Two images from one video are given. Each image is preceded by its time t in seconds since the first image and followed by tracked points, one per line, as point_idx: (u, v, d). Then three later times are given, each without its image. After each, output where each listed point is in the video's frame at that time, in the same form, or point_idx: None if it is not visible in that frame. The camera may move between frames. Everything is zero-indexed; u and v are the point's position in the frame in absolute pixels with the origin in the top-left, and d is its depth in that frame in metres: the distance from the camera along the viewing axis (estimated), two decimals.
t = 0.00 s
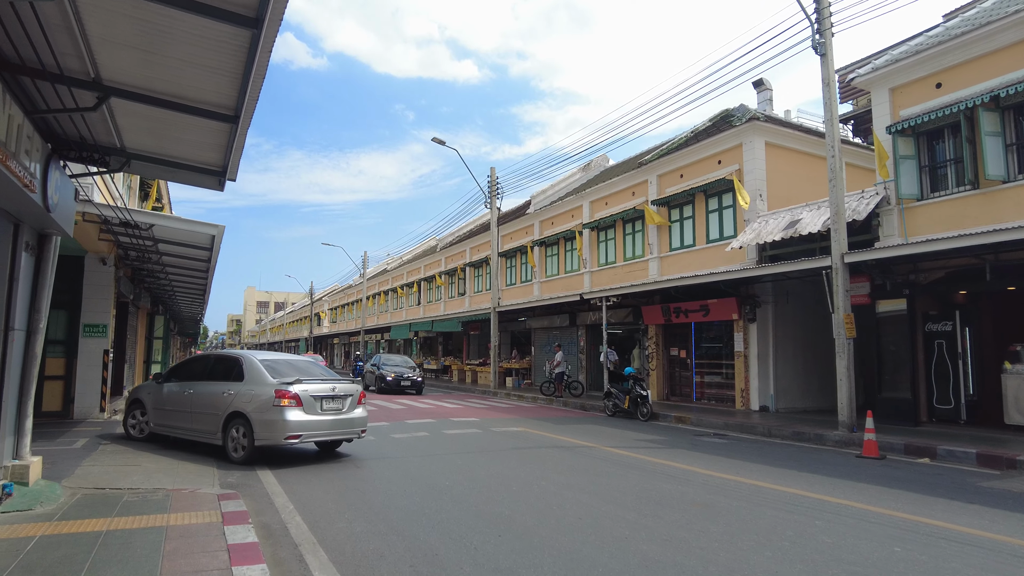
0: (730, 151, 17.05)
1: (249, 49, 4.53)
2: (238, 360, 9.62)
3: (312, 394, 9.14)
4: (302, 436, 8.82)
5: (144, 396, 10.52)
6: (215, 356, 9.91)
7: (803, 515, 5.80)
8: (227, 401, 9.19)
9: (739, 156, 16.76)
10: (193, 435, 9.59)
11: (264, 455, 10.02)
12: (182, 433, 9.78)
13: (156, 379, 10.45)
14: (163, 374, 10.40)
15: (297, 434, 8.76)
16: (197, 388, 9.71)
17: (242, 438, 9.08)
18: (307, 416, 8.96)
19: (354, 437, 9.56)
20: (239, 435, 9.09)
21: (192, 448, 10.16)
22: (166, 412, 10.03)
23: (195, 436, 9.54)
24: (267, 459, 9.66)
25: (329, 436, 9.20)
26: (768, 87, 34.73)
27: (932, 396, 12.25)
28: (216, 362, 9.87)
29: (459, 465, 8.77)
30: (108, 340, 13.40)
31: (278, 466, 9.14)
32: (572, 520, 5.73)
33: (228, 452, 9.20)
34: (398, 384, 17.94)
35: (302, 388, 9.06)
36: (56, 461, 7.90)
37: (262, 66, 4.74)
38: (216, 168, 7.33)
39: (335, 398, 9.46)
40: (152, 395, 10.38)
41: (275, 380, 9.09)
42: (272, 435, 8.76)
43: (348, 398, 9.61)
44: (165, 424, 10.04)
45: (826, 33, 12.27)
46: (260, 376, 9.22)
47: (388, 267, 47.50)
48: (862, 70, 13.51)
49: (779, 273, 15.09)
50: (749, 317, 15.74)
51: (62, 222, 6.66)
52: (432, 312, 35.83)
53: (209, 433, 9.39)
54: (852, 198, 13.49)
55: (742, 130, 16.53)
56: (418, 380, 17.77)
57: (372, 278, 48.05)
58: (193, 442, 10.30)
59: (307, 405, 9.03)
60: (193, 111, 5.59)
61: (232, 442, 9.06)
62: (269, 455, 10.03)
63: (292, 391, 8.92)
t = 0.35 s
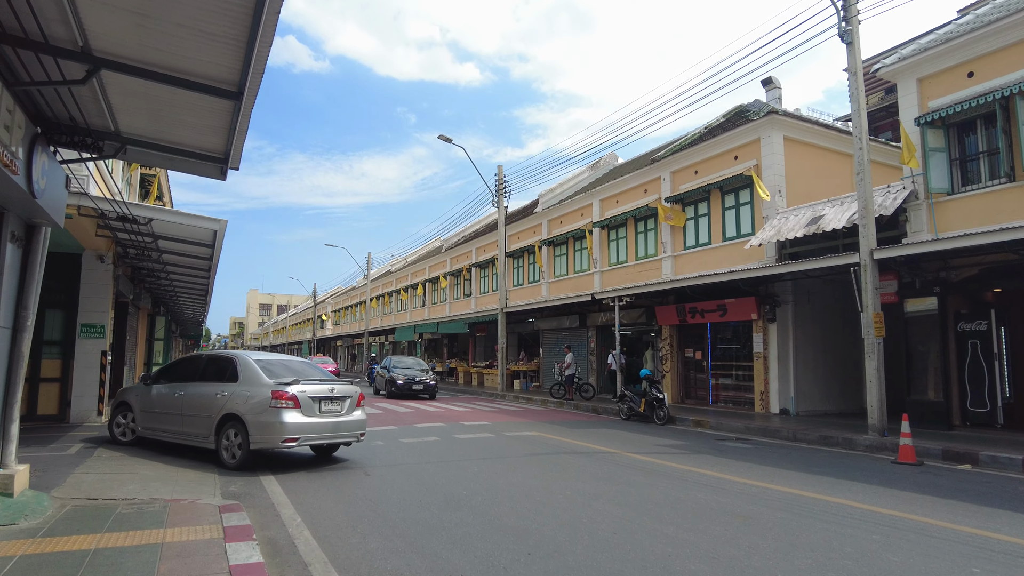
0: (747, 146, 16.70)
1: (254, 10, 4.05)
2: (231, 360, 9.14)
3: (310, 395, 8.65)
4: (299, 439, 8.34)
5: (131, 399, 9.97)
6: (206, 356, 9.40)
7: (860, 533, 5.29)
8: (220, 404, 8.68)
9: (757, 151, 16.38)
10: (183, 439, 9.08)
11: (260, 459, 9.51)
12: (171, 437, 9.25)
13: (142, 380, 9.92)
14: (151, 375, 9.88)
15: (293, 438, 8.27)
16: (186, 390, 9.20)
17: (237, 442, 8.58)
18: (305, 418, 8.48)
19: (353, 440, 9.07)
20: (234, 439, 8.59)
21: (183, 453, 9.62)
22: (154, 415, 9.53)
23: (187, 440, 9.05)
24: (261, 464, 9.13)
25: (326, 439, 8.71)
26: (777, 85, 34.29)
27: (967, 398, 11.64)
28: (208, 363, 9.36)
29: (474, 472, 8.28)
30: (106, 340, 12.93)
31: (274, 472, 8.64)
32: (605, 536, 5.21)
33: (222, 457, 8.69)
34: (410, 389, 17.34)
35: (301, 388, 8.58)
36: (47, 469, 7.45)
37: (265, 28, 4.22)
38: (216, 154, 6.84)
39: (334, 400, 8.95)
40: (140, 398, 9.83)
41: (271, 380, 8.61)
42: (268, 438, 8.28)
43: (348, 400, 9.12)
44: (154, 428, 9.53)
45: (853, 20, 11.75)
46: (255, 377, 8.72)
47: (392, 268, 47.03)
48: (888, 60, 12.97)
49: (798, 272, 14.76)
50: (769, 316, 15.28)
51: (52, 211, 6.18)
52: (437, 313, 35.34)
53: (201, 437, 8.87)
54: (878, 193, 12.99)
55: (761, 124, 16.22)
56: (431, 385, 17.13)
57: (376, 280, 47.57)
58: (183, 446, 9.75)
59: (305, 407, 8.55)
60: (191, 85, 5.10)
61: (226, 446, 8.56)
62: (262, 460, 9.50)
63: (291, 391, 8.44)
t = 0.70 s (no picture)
0: (768, 142, 16.25)
1: None
2: (233, 364, 8.70)
3: (315, 401, 8.26)
4: (304, 447, 7.96)
5: (124, 402, 9.52)
6: (205, 359, 8.96)
7: (927, 554, 4.86)
8: (220, 409, 8.27)
9: (778, 147, 15.91)
10: (180, 445, 8.66)
11: (262, 466, 9.09)
12: (168, 444, 8.82)
13: (138, 382, 9.46)
14: (148, 378, 9.44)
15: (299, 446, 7.89)
16: (184, 394, 8.76)
17: (238, 450, 8.15)
18: (310, 426, 8.09)
19: (359, 447, 8.70)
20: (235, 446, 8.16)
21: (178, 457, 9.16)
22: (149, 419, 9.09)
23: (185, 446, 8.62)
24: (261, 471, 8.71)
25: (332, 447, 8.32)
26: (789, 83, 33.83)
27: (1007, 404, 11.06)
28: (208, 366, 8.91)
29: (497, 480, 7.85)
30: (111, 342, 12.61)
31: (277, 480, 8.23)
32: (647, 556, 4.78)
33: (222, 464, 8.25)
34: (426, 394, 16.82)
35: (305, 394, 8.19)
36: (47, 478, 7.09)
37: None
38: (224, 143, 6.44)
39: (339, 405, 8.56)
40: (134, 401, 9.37)
41: (275, 386, 8.20)
42: (272, 447, 7.88)
43: (353, 405, 8.75)
44: (149, 433, 9.08)
45: (884, 8, 11.28)
46: (257, 382, 8.31)
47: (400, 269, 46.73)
48: (919, 51, 12.50)
49: (821, 272, 14.32)
50: (792, 317, 14.86)
51: (49, 204, 5.78)
52: (445, 315, 34.97)
53: (200, 444, 8.45)
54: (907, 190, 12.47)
55: (782, 119, 15.74)
56: (448, 389, 16.57)
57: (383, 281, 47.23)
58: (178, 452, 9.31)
59: (310, 414, 8.15)
60: (198, 64, 4.70)
61: (227, 454, 8.13)
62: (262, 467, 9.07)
63: (294, 398, 8.04)
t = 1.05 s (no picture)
0: (791, 140, 15.77)
1: None
2: (235, 369, 8.30)
3: (321, 407, 7.89)
4: (310, 454, 7.60)
5: (118, 407, 9.06)
6: (204, 364, 8.53)
7: None
8: (223, 416, 7.87)
9: (802, 146, 15.43)
10: (179, 453, 8.23)
11: (265, 474, 8.70)
12: (166, 451, 8.39)
13: (133, 386, 9.00)
14: (145, 382, 9.00)
15: (305, 454, 7.53)
16: (183, 400, 8.34)
17: (241, 459, 7.78)
18: (316, 433, 7.73)
19: (365, 455, 8.34)
20: (240, 454, 7.78)
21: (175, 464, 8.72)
22: (146, 426, 8.65)
23: (184, 454, 8.20)
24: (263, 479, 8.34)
25: (339, 455, 7.97)
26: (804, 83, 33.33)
27: None
28: (208, 370, 8.48)
29: (520, 492, 7.44)
30: (118, 346, 12.30)
31: (283, 489, 7.86)
32: None
33: (223, 473, 7.88)
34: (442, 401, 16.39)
35: (312, 399, 7.82)
36: (50, 489, 6.75)
37: None
38: (234, 135, 6.08)
39: (345, 412, 8.20)
40: (128, 407, 8.92)
41: (281, 391, 7.83)
42: (277, 454, 7.50)
43: (360, 412, 8.39)
44: (145, 440, 8.64)
45: None
46: (261, 388, 7.93)
47: (409, 272, 46.43)
48: (952, 44, 12.04)
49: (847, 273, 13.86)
50: (817, 320, 14.43)
51: (51, 201, 5.45)
52: (456, 318, 34.62)
53: (200, 452, 8.03)
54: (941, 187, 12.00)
55: (805, 117, 15.22)
56: (464, 395, 16.16)
57: (392, 284, 46.93)
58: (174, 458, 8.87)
59: (316, 420, 7.79)
60: (207, 43, 4.32)
61: (229, 463, 7.76)
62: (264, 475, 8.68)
63: (300, 403, 7.69)
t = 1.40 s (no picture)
0: (812, 133, 15.31)
1: None
2: (234, 368, 7.88)
3: (324, 407, 7.50)
4: (313, 457, 7.20)
5: (108, 406, 8.61)
6: (200, 361, 8.12)
7: None
8: (221, 415, 7.46)
9: (824, 138, 14.95)
10: (173, 454, 7.81)
11: (265, 477, 8.28)
12: (159, 453, 7.95)
13: (124, 386, 8.55)
14: (137, 381, 8.57)
15: (308, 457, 7.14)
16: (178, 399, 7.91)
17: (241, 460, 7.36)
18: (320, 434, 7.33)
19: (368, 458, 7.93)
20: (240, 455, 7.36)
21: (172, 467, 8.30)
22: (136, 426, 8.21)
23: (178, 456, 7.78)
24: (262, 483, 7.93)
25: (342, 458, 7.57)
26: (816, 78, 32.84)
27: None
28: (205, 368, 8.06)
29: (542, 498, 7.02)
30: (121, 345, 11.94)
31: (287, 493, 7.46)
32: None
33: (222, 476, 7.46)
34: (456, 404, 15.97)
35: (314, 399, 7.43)
36: (46, 495, 6.38)
37: None
38: (240, 117, 5.70)
39: (349, 413, 7.80)
40: (118, 406, 8.47)
41: (282, 391, 7.43)
42: (279, 457, 7.10)
43: (363, 413, 7.98)
44: (136, 441, 8.19)
45: None
46: (261, 387, 7.53)
47: (416, 272, 46.07)
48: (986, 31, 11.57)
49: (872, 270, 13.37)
50: (840, 318, 13.94)
51: (44, 187, 5.13)
52: (463, 318, 34.25)
53: (196, 454, 7.60)
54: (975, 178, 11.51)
55: (827, 108, 14.75)
56: (478, 398, 15.73)
57: (398, 284, 46.59)
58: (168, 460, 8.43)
59: (319, 421, 7.40)
60: (226, 9, 4.06)
61: (228, 464, 7.34)
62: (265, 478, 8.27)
63: (302, 404, 7.29)
